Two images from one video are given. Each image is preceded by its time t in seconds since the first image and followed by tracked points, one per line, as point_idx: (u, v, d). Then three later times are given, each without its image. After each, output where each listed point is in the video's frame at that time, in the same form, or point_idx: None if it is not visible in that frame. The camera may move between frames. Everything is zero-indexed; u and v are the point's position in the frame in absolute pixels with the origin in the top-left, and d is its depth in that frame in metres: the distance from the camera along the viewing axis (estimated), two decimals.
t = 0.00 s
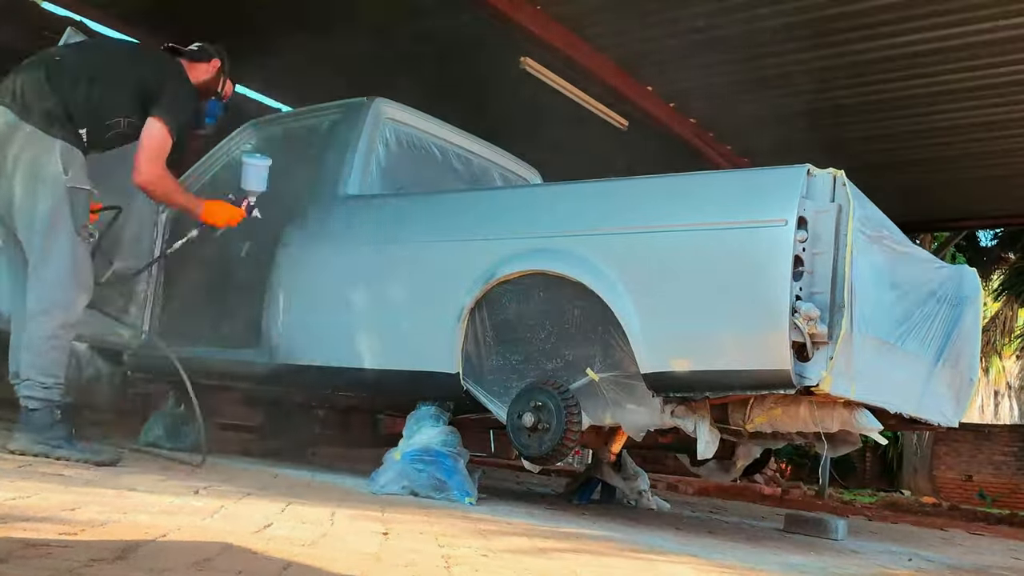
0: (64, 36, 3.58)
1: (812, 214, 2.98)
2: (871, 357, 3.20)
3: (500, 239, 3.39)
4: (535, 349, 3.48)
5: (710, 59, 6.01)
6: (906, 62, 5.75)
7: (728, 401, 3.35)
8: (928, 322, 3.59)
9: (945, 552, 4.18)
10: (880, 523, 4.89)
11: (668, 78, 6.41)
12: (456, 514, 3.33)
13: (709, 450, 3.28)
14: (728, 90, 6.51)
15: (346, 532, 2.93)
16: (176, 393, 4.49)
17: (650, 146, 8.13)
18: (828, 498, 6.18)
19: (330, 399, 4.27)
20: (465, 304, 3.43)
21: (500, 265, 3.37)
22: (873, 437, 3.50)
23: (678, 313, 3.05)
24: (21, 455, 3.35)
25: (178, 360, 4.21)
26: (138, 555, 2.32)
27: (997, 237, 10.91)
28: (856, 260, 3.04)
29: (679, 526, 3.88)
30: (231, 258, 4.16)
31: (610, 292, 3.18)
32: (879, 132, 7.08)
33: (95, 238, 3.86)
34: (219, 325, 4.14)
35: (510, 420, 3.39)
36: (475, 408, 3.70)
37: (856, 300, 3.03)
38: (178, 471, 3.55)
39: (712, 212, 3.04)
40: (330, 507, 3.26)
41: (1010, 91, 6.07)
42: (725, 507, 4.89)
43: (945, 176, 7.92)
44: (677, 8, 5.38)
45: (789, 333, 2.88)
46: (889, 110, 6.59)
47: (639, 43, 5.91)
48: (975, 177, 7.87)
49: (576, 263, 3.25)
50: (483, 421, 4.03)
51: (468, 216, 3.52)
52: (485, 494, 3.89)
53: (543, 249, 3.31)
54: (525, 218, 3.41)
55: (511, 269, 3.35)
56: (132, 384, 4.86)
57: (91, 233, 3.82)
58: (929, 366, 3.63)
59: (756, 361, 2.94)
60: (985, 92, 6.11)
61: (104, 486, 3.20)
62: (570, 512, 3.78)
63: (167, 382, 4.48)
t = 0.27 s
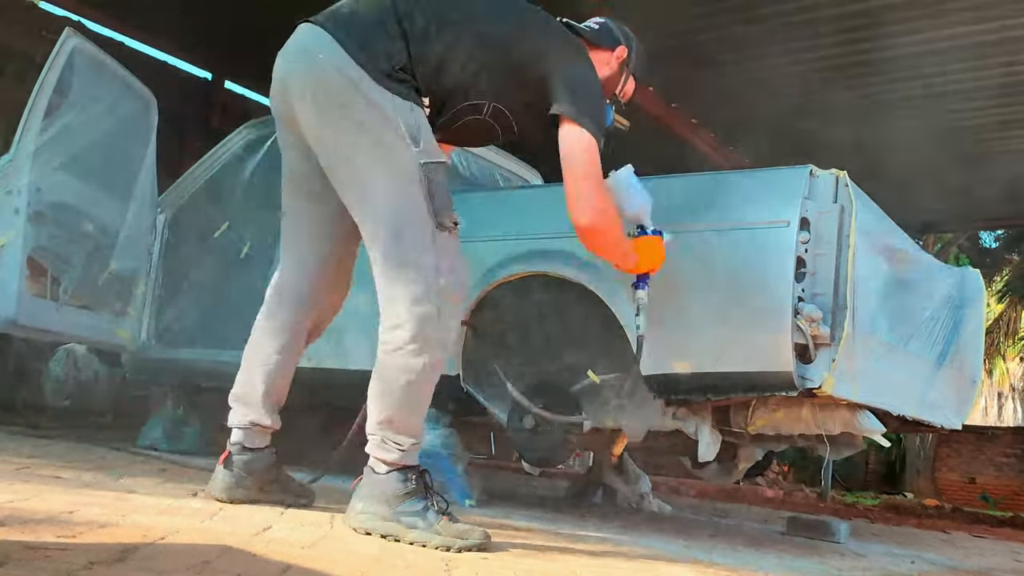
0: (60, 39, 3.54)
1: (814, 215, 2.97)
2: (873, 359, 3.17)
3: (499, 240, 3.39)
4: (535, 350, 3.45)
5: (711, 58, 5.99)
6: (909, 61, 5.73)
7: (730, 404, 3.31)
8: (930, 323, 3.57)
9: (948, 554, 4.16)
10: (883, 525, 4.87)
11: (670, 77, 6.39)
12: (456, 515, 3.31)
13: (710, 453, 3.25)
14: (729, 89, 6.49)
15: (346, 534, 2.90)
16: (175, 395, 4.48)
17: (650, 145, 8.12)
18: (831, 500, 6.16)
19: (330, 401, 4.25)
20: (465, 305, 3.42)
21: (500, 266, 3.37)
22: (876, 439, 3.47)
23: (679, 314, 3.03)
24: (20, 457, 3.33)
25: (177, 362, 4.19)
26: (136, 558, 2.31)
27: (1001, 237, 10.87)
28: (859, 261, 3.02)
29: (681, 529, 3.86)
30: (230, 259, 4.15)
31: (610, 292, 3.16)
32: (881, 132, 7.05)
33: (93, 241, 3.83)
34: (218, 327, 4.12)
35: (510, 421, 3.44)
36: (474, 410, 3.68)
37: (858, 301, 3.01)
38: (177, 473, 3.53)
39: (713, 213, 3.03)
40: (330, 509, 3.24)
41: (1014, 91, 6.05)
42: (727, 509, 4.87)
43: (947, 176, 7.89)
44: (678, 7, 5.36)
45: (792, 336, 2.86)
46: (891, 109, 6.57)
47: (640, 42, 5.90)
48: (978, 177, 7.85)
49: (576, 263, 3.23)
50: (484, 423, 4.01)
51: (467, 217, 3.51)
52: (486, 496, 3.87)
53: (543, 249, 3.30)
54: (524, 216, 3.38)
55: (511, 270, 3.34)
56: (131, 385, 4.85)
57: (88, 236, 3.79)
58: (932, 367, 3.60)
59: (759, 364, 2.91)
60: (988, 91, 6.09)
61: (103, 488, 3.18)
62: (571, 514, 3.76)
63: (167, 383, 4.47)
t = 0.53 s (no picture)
0: (60, 39, 3.54)
1: (817, 216, 2.94)
2: (876, 361, 3.15)
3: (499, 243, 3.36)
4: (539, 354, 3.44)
5: (714, 59, 5.98)
6: (913, 62, 5.71)
7: (732, 406, 3.27)
8: (934, 325, 3.55)
9: (952, 558, 4.13)
10: (887, 529, 4.84)
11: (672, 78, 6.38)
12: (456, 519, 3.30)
13: (713, 457, 3.26)
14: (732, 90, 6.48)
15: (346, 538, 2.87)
16: (173, 398, 4.47)
17: (651, 147, 8.10)
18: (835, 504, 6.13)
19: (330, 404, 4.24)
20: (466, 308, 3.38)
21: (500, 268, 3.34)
22: (879, 441, 3.45)
23: (680, 315, 3.01)
24: (17, 461, 3.31)
25: (175, 366, 4.17)
26: (135, 562, 2.29)
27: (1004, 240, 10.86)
28: (862, 262, 3.00)
29: (683, 532, 3.84)
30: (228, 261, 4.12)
31: (611, 295, 3.13)
32: (883, 133, 7.04)
33: (92, 242, 3.83)
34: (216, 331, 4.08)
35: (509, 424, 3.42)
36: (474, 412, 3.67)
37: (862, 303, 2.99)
38: (176, 476, 3.51)
39: (715, 215, 3.00)
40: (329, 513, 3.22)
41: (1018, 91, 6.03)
42: (730, 513, 4.85)
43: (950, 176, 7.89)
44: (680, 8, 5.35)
45: (794, 338, 2.84)
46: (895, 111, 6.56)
47: (642, 43, 5.89)
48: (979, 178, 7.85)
49: (577, 266, 3.21)
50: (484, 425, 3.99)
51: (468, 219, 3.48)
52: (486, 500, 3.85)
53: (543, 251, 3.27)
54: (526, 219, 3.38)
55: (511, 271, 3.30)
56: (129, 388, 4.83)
57: (86, 236, 3.79)
58: (936, 370, 3.58)
59: (759, 366, 2.89)
60: (993, 92, 6.07)
61: (101, 491, 3.16)
62: (572, 517, 3.73)
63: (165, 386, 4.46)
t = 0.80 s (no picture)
0: (58, 38, 3.51)
1: (820, 217, 2.92)
2: (879, 363, 3.13)
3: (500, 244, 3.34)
4: (539, 356, 3.44)
5: (717, 59, 5.97)
6: (917, 62, 5.69)
7: (734, 408, 3.21)
8: (937, 327, 3.54)
9: (955, 561, 4.12)
10: (889, 531, 4.83)
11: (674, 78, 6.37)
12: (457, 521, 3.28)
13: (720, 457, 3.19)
14: (735, 90, 6.46)
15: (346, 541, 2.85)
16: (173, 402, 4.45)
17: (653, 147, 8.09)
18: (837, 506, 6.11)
19: (330, 405, 4.23)
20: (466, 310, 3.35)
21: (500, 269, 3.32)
22: (881, 444, 3.43)
23: (681, 317, 2.99)
24: (16, 462, 3.30)
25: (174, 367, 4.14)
26: (135, 565, 2.27)
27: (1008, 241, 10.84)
28: (864, 263, 2.98)
29: (685, 535, 3.82)
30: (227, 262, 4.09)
31: (612, 296, 3.11)
32: (886, 133, 7.02)
33: (90, 243, 3.81)
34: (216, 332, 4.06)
35: (513, 427, 3.44)
36: (475, 415, 3.65)
37: (864, 305, 2.97)
38: (176, 478, 3.50)
39: (717, 216, 2.98)
40: (329, 515, 3.21)
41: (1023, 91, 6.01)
42: (732, 515, 4.84)
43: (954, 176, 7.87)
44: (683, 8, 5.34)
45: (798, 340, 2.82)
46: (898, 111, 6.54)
47: (644, 42, 5.88)
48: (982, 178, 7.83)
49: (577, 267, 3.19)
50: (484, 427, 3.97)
51: (468, 220, 3.46)
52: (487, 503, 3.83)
53: (544, 253, 3.25)
54: (525, 219, 3.36)
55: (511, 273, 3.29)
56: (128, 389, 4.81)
57: (85, 238, 3.77)
58: (939, 372, 3.56)
59: (761, 369, 2.87)
60: (997, 92, 6.04)
61: (100, 493, 3.15)
62: (573, 520, 3.72)
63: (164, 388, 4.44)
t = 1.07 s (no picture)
0: (54, 38, 3.49)
1: (822, 218, 2.90)
2: (883, 365, 3.10)
3: (500, 245, 3.31)
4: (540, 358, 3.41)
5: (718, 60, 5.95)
6: (919, 62, 5.67)
7: (737, 411, 3.21)
8: (941, 328, 3.51)
9: (960, 564, 4.09)
10: (894, 534, 4.80)
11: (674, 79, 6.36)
12: (457, 524, 3.26)
13: (724, 458, 3.18)
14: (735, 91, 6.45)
15: (346, 545, 2.83)
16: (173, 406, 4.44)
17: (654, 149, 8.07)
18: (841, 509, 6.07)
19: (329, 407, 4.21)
20: (466, 311, 3.33)
21: (500, 271, 3.29)
22: (885, 447, 3.40)
23: (682, 319, 2.96)
24: (13, 466, 3.28)
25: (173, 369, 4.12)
26: (133, 568, 2.25)
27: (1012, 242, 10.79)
28: (868, 265, 2.96)
29: (687, 538, 3.79)
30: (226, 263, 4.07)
31: (613, 298, 3.09)
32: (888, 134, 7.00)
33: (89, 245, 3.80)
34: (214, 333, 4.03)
35: (514, 431, 3.29)
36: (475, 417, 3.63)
37: (868, 307, 2.94)
38: (174, 482, 3.47)
39: (719, 217, 2.96)
40: (329, 519, 3.18)
41: None
42: (735, 518, 4.80)
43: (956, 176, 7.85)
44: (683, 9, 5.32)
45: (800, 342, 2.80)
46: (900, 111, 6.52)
47: (644, 43, 5.87)
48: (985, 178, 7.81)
49: (578, 268, 3.16)
50: (484, 429, 3.94)
51: (468, 221, 3.43)
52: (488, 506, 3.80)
53: (545, 254, 3.23)
54: (526, 220, 3.33)
55: (512, 274, 3.26)
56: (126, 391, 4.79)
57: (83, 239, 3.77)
58: (942, 373, 3.54)
59: (763, 370, 2.85)
60: (1000, 92, 6.02)
61: (98, 497, 3.12)
62: (575, 523, 3.69)
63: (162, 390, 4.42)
